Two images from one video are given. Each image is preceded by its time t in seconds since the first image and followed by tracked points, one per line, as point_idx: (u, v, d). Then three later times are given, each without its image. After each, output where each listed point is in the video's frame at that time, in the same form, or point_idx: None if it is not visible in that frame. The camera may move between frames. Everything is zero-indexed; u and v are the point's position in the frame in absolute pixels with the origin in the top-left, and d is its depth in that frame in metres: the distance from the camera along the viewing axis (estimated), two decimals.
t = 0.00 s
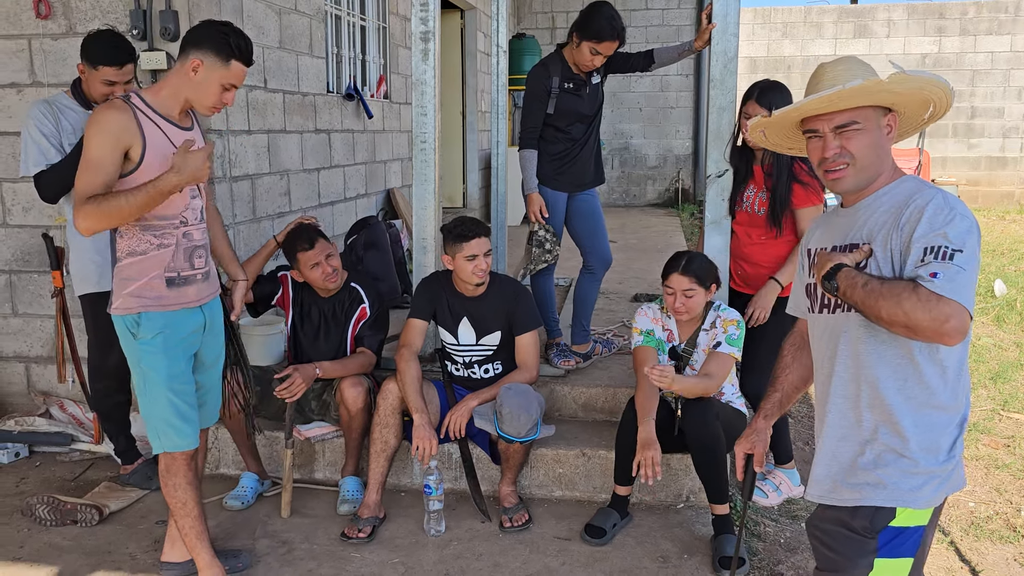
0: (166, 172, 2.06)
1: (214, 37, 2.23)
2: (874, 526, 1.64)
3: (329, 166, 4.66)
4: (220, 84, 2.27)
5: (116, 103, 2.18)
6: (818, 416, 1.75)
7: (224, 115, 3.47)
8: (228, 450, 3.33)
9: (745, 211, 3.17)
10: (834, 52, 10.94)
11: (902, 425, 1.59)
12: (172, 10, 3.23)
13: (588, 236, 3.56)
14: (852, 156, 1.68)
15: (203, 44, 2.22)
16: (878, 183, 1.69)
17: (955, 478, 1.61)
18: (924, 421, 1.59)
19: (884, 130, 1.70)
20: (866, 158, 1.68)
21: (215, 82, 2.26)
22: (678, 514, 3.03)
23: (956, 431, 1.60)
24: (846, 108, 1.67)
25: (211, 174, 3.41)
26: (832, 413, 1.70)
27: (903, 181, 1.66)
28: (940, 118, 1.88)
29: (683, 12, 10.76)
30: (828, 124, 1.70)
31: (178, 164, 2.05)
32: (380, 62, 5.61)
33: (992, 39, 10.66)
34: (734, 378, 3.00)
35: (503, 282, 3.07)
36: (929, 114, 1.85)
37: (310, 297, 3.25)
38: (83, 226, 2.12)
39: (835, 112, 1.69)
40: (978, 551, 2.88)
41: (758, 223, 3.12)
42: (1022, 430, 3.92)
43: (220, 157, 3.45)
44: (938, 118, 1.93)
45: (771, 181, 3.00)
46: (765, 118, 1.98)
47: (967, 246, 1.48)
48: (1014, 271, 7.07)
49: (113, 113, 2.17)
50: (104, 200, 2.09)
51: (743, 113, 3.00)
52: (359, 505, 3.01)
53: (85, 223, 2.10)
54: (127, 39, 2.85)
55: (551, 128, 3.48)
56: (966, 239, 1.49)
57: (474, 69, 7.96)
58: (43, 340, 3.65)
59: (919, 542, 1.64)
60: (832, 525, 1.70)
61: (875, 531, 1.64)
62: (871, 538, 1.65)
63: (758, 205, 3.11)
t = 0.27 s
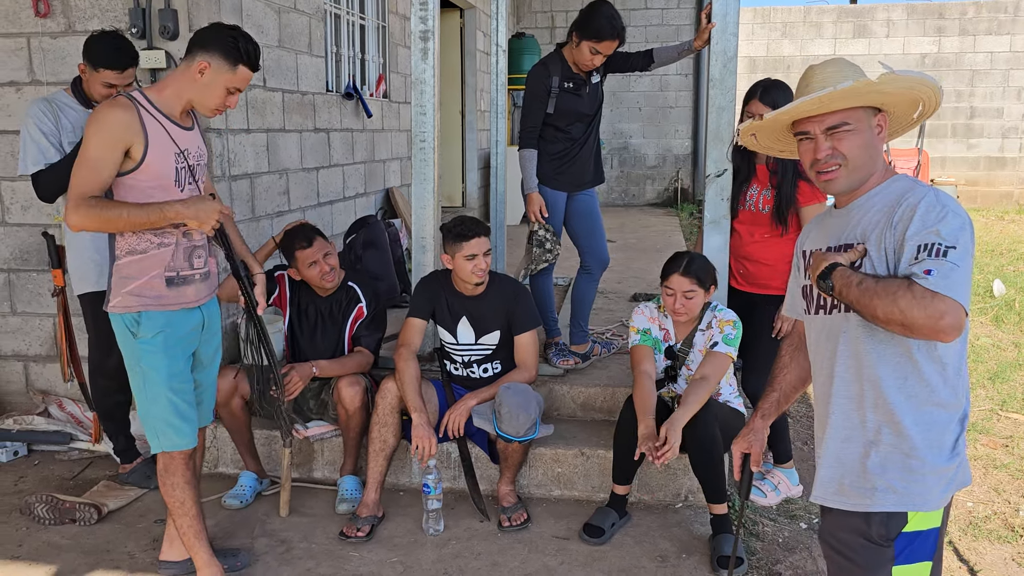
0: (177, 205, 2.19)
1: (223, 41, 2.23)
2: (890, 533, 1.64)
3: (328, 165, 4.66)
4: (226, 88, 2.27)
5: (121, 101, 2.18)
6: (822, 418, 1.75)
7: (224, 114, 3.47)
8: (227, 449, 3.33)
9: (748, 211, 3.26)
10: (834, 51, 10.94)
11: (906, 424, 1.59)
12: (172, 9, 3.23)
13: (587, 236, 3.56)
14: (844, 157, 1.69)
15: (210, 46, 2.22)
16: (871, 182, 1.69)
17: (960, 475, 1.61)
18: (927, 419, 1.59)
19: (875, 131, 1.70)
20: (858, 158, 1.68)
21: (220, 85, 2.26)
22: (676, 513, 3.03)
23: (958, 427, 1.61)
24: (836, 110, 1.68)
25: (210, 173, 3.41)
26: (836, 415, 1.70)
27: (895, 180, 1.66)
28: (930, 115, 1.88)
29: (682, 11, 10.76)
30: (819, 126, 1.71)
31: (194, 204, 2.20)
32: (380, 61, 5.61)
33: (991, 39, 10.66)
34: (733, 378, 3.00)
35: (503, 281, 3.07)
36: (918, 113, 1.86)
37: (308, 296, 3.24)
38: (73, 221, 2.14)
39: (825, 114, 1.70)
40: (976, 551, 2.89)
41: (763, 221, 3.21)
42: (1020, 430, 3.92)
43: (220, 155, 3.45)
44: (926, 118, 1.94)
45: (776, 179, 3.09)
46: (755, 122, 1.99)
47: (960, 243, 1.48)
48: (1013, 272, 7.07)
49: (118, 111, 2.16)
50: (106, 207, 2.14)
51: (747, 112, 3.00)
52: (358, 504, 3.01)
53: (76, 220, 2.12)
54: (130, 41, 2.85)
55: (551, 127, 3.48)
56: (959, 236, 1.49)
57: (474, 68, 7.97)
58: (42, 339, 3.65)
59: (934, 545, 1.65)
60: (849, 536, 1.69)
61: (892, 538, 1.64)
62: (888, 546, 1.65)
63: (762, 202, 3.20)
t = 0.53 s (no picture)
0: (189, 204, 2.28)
1: (219, 39, 2.22)
2: (882, 532, 1.64)
3: (326, 164, 4.66)
4: (222, 86, 2.26)
5: (121, 99, 2.18)
6: (816, 418, 1.75)
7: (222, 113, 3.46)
8: (224, 448, 3.33)
9: (748, 210, 3.24)
10: (831, 52, 10.95)
11: (899, 424, 1.60)
12: (169, 8, 3.23)
13: (584, 236, 3.56)
14: (839, 157, 1.69)
15: (207, 44, 2.22)
16: (866, 182, 1.69)
17: (953, 474, 1.62)
18: (919, 418, 1.59)
19: (870, 130, 1.70)
20: (854, 158, 1.68)
21: (217, 83, 2.25)
22: (673, 513, 3.04)
23: (951, 426, 1.61)
24: (831, 109, 1.68)
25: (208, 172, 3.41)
26: (829, 415, 1.70)
27: (889, 180, 1.66)
28: (925, 115, 1.89)
29: (680, 11, 10.77)
30: (814, 126, 1.70)
31: (206, 205, 2.31)
32: (378, 60, 5.60)
33: (989, 40, 10.68)
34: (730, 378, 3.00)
35: (500, 281, 3.07)
36: (914, 113, 1.86)
37: (304, 295, 3.24)
38: (85, 219, 2.16)
39: (821, 114, 1.69)
40: (972, 551, 2.89)
41: (763, 221, 3.20)
42: (1017, 430, 3.93)
43: (217, 155, 3.45)
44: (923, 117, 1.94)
45: (777, 179, 3.07)
46: (751, 123, 2.00)
47: (951, 243, 1.48)
48: (1010, 272, 7.09)
49: (115, 108, 2.16)
50: (119, 206, 2.17)
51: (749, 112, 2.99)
52: (355, 504, 3.01)
53: (90, 218, 2.15)
54: (130, 44, 2.85)
55: (549, 127, 3.48)
56: (951, 236, 1.49)
57: (472, 68, 7.97)
58: (39, 338, 3.64)
59: (926, 544, 1.65)
60: (842, 535, 1.69)
61: (883, 537, 1.64)
62: (880, 545, 1.65)
63: (763, 202, 3.19)
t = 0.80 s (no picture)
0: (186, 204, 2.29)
1: (213, 36, 2.21)
2: (874, 531, 1.65)
3: (322, 164, 4.66)
4: (216, 83, 2.25)
5: (115, 97, 2.17)
6: (810, 417, 1.76)
7: (218, 112, 3.46)
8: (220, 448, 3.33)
9: (743, 207, 3.23)
10: (828, 52, 10.97)
11: (891, 423, 1.60)
12: (165, 7, 3.22)
13: (580, 236, 3.55)
14: (832, 158, 1.69)
15: (201, 41, 2.21)
16: (859, 182, 1.69)
17: (946, 473, 1.62)
18: (912, 417, 1.60)
19: (862, 131, 1.71)
20: (846, 159, 1.69)
21: (211, 80, 2.24)
22: (669, 513, 3.04)
23: (944, 425, 1.61)
24: (824, 111, 1.68)
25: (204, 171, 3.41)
26: (823, 414, 1.71)
27: (882, 180, 1.66)
28: (917, 115, 1.89)
29: (677, 11, 10.78)
30: (807, 128, 1.71)
31: (202, 206, 2.32)
32: (374, 59, 5.60)
33: (985, 40, 10.71)
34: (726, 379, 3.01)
35: (496, 281, 3.07)
36: (906, 112, 1.86)
37: (300, 295, 3.23)
38: (80, 218, 2.15)
39: (813, 115, 1.69)
40: (967, 551, 2.90)
41: (759, 218, 3.18)
42: (1012, 430, 3.94)
43: (213, 154, 3.44)
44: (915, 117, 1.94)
45: (774, 175, 3.07)
46: (744, 126, 2.00)
47: (941, 243, 1.49)
48: (1005, 272, 7.11)
49: (110, 106, 2.16)
50: (116, 204, 2.17)
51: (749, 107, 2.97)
52: (351, 504, 3.01)
53: (84, 217, 2.14)
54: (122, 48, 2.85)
55: (546, 127, 3.48)
56: (940, 236, 1.49)
57: (469, 67, 7.97)
58: (35, 337, 3.64)
59: (918, 544, 1.65)
60: (835, 534, 1.69)
61: (875, 537, 1.65)
62: (872, 545, 1.65)
63: (757, 199, 3.18)
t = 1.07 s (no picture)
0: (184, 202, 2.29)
1: (207, 32, 2.22)
2: (869, 529, 1.65)
3: (320, 162, 4.65)
4: (211, 78, 2.25)
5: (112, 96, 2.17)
6: (806, 415, 1.76)
7: (215, 110, 3.45)
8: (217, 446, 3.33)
9: (737, 205, 3.25)
10: (826, 51, 10.98)
11: (888, 421, 1.60)
12: (162, 5, 3.21)
13: (577, 234, 3.55)
14: (831, 157, 1.69)
15: (195, 37, 2.21)
16: (857, 181, 1.69)
17: (943, 472, 1.62)
18: (910, 416, 1.60)
19: (860, 130, 1.71)
20: (844, 158, 1.69)
21: (206, 75, 2.24)
22: (666, 511, 3.04)
23: (941, 424, 1.62)
24: (821, 111, 1.68)
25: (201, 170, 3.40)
26: (820, 412, 1.71)
27: (880, 179, 1.67)
28: (913, 114, 1.89)
29: (676, 10, 10.78)
30: (805, 128, 1.71)
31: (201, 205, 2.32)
32: (372, 58, 5.60)
33: (983, 40, 10.72)
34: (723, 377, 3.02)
35: (494, 280, 3.07)
36: (903, 111, 1.86)
37: (297, 296, 3.23)
38: (78, 217, 2.15)
39: (811, 115, 1.70)
40: (963, 549, 2.91)
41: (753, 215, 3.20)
42: (1008, 429, 3.95)
43: (210, 152, 3.44)
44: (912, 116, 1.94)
45: (769, 172, 3.14)
46: (742, 126, 2.00)
47: (941, 240, 1.49)
48: (1002, 272, 7.12)
49: (108, 104, 2.15)
50: (115, 203, 2.17)
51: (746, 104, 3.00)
52: (348, 502, 3.01)
53: (83, 215, 2.14)
54: (112, 47, 2.84)
55: (544, 126, 3.48)
56: (941, 233, 1.50)
57: (466, 66, 7.96)
58: (32, 335, 3.63)
59: (911, 542, 1.66)
60: (830, 531, 1.70)
61: (870, 534, 1.65)
62: (867, 542, 1.66)
63: (753, 196, 3.21)
